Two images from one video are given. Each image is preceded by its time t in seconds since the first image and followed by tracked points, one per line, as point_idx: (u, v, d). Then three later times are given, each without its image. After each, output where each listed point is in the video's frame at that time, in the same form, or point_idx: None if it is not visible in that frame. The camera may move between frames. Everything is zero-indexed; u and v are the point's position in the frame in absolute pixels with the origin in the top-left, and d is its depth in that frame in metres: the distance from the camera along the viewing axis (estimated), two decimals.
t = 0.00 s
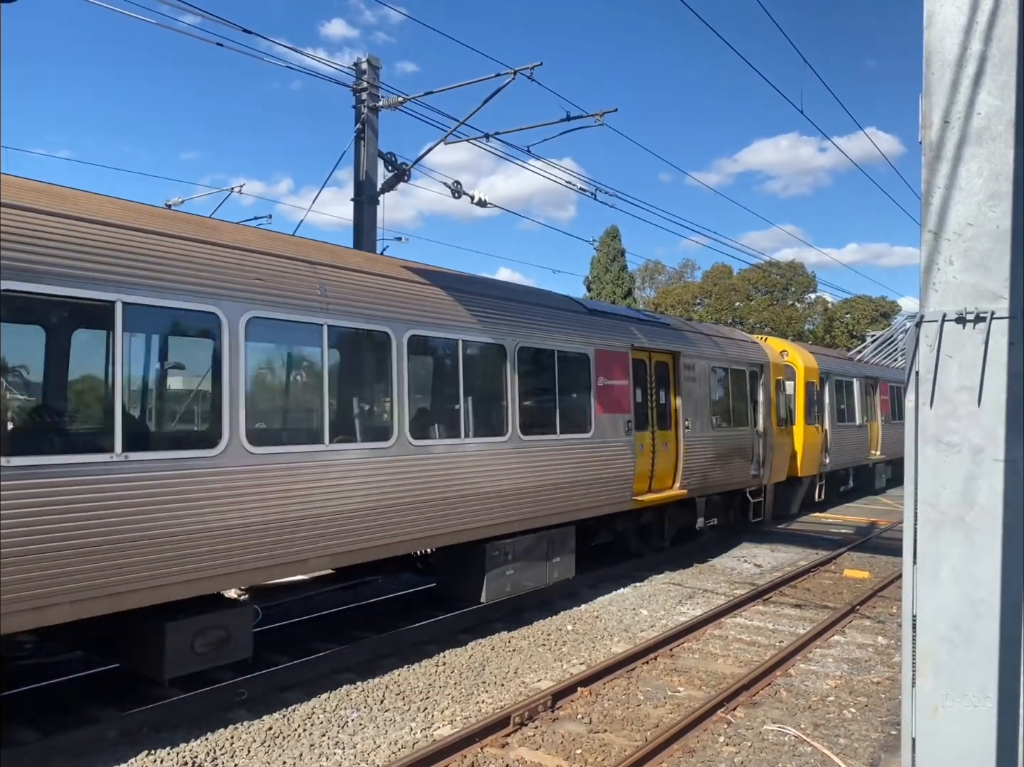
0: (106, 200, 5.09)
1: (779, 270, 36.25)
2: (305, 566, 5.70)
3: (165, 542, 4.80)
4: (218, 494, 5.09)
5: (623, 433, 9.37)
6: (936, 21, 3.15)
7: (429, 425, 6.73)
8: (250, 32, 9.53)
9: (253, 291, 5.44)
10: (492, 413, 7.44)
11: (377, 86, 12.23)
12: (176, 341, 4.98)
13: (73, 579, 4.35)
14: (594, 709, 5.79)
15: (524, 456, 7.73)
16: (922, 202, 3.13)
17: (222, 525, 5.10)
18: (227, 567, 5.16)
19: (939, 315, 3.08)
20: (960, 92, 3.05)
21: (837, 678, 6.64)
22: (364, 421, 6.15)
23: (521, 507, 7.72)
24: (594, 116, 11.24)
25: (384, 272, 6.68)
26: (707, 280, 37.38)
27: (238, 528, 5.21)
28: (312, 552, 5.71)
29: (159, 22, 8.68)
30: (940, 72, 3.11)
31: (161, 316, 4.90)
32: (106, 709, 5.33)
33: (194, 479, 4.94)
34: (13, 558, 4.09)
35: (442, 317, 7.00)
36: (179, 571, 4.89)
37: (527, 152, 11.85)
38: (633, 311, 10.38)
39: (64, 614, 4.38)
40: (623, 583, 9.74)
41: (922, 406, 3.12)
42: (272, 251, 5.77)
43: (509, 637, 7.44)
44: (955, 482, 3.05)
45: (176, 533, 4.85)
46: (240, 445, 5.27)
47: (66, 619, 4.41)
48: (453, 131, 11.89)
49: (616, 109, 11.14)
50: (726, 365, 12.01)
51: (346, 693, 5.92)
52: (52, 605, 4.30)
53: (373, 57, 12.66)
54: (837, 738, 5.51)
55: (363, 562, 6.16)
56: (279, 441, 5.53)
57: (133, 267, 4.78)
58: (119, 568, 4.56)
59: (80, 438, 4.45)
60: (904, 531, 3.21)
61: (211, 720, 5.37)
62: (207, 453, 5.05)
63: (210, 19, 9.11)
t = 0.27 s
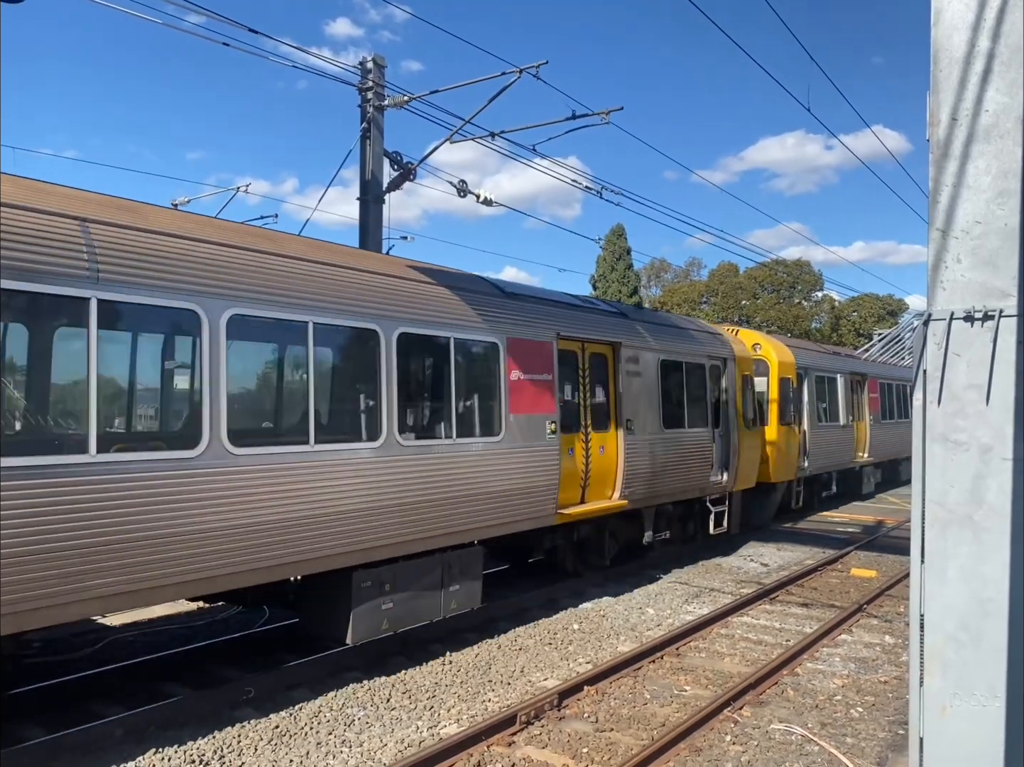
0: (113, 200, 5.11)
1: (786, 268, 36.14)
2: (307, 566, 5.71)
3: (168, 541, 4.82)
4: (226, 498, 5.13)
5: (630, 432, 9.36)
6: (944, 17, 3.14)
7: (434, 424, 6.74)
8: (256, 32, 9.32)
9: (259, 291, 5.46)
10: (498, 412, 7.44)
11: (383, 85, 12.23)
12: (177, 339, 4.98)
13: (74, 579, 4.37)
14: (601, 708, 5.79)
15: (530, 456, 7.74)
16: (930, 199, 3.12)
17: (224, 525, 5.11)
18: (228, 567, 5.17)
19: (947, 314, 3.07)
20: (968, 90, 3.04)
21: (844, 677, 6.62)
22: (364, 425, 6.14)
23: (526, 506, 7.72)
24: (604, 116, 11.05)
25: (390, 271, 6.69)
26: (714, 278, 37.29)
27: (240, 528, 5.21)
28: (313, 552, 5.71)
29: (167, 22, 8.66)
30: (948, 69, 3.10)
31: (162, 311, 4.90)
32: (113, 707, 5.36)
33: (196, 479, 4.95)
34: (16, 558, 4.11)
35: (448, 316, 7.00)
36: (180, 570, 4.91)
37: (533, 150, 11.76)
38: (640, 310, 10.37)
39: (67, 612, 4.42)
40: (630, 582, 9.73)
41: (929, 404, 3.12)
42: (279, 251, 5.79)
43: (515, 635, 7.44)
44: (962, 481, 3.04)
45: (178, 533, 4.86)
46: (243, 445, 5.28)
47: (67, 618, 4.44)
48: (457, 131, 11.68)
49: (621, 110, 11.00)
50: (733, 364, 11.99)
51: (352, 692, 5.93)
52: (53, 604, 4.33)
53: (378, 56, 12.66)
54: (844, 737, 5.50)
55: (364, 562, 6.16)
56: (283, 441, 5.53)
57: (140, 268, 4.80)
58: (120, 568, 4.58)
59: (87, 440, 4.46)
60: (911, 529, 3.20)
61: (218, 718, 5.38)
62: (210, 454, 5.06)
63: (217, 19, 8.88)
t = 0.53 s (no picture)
0: (118, 200, 5.12)
1: (792, 266, 36.06)
2: (305, 565, 5.67)
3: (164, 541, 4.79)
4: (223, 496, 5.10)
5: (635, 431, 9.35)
6: (950, 14, 3.13)
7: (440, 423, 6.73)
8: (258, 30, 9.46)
9: (265, 290, 5.47)
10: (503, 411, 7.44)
11: (387, 83, 12.24)
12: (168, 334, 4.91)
13: (69, 579, 4.34)
14: (606, 706, 5.79)
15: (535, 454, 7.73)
16: (936, 197, 3.11)
17: (221, 524, 5.08)
18: (225, 566, 5.13)
19: (953, 311, 3.06)
20: (974, 87, 3.03)
21: (850, 675, 6.61)
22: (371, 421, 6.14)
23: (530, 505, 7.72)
24: (607, 113, 11.30)
25: (395, 270, 6.69)
26: (719, 276, 37.22)
27: (237, 527, 5.18)
28: (312, 551, 5.67)
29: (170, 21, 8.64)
30: (954, 66, 3.10)
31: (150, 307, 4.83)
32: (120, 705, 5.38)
33: (192, 478, 4.91)
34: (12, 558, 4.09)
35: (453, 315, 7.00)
36: (177, 570, 4.87)
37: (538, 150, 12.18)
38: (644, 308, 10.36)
39: (59, 613, 4.37)
40: (635, 580, 9.73)
41: (936, 402, 3.11)
42: (284, 250, 5.80)
43: (520, 633, 7.45)
44: (969, 479, 3.03)
45: (174, 533, 4.83)
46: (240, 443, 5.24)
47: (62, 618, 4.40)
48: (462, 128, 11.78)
49: (625, 105, 11.23)
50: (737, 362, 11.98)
51: (358, 690, 5.94)
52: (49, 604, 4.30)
53: (383, 54, 12.66)
54: (850, 736, 5.49)
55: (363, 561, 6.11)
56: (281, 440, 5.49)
57: (145, 267, 4.81)
58: (116, 568, 4.54)
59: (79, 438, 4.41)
60: (918, 527, 3.19)
61: (224, 716, 5.40)
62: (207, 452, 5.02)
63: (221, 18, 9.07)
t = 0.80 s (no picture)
0: (124, 200, 5.14)
1: (797, 264, 35.98)
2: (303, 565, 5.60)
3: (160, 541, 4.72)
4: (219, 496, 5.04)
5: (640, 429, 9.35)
6: (955, 11, 3.12)
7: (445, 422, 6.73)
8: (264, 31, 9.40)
9: (271, 289, 5.47)
10: (508, 409, 7.44)
11: (391, 81, 12.25)
12: (154, 326, 4.78)
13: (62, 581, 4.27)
14: (611, 704, 5.79)
15: (540, 452, 7.74)
16: (941, 194, 3.10)
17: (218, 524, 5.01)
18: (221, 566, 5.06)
19: (958, 309, 3.06)
20: (979, 84, 3.02)
21: (855, 674, 6.61)
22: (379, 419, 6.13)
23: (535, 502, 7.72)
24: (613, 112, 11.28)
25: (400, 270, 6.70)
26: (724, 274, 37.16)
27: (234, 527, 5.11)
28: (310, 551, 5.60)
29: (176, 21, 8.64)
30: (958, 63, 3.09)
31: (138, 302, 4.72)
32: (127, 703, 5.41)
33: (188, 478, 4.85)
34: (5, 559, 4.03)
35: (458, 314, 7.01)
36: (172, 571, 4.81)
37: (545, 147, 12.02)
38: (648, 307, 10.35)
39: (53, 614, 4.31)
40: (640, 578, 9.73)
41: (941, 400, 3.10)
42: (290, 249, 5.81)
43: (525, 632, 7.46)
44: (974, 477, 3.02)
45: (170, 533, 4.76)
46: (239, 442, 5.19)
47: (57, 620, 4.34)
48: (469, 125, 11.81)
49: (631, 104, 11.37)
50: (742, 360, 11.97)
51: (364, 688, 5.96)
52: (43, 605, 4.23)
53: (387, 53, 12.66)
54: (855, 734, 5.49)
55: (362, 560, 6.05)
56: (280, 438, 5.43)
57: (151, 267, 4.82)
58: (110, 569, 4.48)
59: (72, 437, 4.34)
60: (922, 525, 3.19)
61: (230, 714, 5.41)
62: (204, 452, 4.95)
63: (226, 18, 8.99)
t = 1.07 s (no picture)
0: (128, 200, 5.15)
1: (800, 262, 35.93)
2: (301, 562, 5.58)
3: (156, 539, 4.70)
4: (182, 495, 4.86)
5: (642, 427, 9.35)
6: (957, 9, 3.12)
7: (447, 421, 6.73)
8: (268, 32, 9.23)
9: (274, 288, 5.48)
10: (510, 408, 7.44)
11: (394, 80, 12.24)
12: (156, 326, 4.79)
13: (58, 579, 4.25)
14: (614, 702, 5.80)
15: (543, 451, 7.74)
16: (943, 191, 3.10)
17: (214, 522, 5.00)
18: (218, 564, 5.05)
19: (960, 306, 3.06)
20: (981, 81, 3.01)
21: (858, 672, 6.60)
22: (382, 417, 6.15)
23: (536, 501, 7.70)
24: (615, 110, 11.09)
25: (403, 268, 6.70)
26: (727, 272, 37.13)
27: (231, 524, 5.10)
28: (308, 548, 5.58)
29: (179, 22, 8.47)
30: (961, 60, 3.08)
31: (82, 295, 4.50)
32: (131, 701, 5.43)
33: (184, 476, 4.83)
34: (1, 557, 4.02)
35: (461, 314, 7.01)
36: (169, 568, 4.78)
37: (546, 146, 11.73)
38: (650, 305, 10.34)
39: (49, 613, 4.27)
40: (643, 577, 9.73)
41: (943, 398, 3.10)
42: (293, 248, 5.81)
43: (528, 630, 7.46)
44: (977, 475, 3.02)
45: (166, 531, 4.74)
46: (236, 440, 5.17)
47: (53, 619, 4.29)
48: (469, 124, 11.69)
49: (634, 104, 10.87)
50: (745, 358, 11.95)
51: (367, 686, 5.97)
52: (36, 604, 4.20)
53: (389, 52, 12.66)
54: (858, 732, 5.49)
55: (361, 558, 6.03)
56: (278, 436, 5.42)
57: (154, 265, 4.82)
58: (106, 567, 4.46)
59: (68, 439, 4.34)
60: (925, 523, 3.19)
61: (234, 712, 5.43)
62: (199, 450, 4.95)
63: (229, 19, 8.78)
